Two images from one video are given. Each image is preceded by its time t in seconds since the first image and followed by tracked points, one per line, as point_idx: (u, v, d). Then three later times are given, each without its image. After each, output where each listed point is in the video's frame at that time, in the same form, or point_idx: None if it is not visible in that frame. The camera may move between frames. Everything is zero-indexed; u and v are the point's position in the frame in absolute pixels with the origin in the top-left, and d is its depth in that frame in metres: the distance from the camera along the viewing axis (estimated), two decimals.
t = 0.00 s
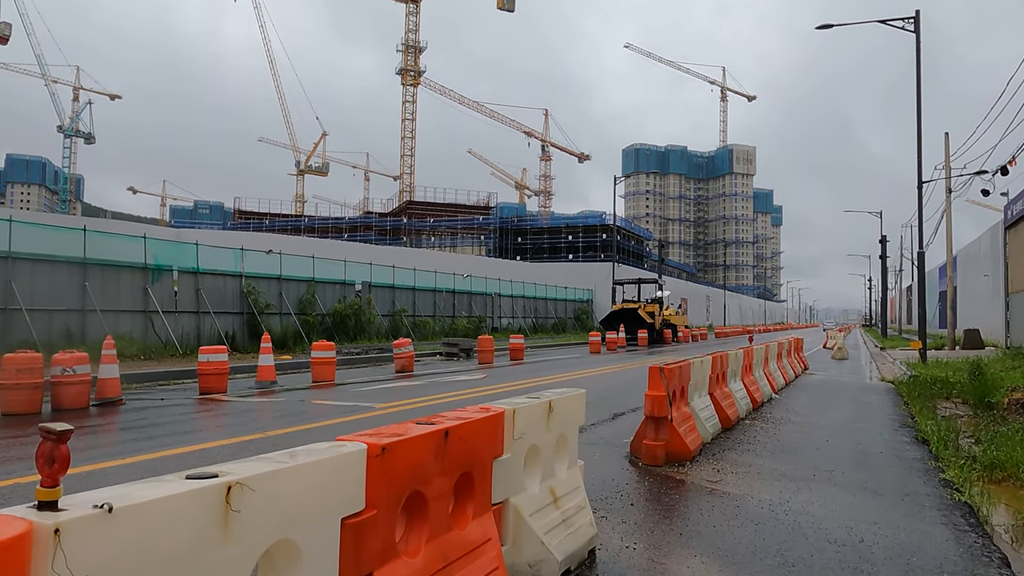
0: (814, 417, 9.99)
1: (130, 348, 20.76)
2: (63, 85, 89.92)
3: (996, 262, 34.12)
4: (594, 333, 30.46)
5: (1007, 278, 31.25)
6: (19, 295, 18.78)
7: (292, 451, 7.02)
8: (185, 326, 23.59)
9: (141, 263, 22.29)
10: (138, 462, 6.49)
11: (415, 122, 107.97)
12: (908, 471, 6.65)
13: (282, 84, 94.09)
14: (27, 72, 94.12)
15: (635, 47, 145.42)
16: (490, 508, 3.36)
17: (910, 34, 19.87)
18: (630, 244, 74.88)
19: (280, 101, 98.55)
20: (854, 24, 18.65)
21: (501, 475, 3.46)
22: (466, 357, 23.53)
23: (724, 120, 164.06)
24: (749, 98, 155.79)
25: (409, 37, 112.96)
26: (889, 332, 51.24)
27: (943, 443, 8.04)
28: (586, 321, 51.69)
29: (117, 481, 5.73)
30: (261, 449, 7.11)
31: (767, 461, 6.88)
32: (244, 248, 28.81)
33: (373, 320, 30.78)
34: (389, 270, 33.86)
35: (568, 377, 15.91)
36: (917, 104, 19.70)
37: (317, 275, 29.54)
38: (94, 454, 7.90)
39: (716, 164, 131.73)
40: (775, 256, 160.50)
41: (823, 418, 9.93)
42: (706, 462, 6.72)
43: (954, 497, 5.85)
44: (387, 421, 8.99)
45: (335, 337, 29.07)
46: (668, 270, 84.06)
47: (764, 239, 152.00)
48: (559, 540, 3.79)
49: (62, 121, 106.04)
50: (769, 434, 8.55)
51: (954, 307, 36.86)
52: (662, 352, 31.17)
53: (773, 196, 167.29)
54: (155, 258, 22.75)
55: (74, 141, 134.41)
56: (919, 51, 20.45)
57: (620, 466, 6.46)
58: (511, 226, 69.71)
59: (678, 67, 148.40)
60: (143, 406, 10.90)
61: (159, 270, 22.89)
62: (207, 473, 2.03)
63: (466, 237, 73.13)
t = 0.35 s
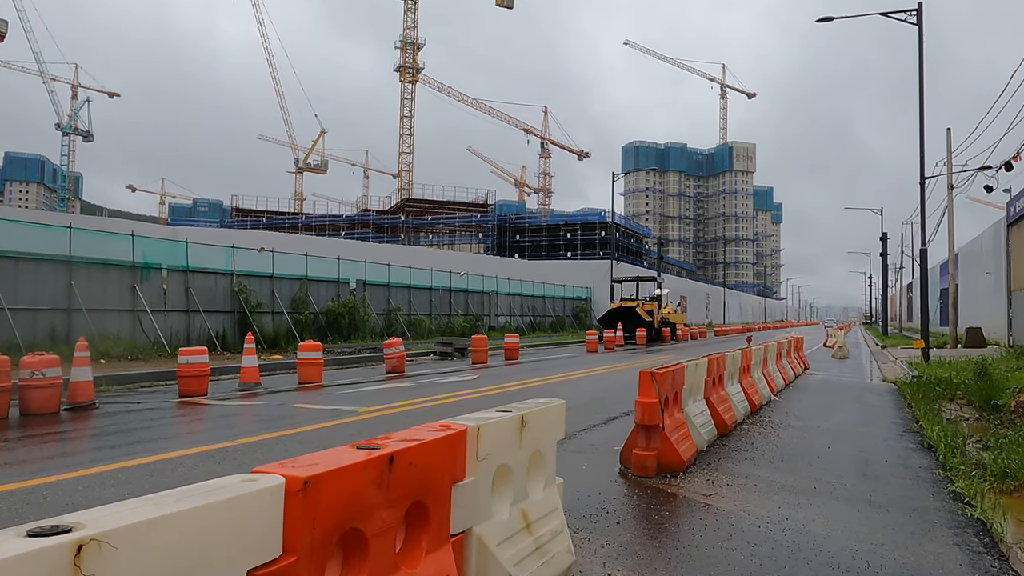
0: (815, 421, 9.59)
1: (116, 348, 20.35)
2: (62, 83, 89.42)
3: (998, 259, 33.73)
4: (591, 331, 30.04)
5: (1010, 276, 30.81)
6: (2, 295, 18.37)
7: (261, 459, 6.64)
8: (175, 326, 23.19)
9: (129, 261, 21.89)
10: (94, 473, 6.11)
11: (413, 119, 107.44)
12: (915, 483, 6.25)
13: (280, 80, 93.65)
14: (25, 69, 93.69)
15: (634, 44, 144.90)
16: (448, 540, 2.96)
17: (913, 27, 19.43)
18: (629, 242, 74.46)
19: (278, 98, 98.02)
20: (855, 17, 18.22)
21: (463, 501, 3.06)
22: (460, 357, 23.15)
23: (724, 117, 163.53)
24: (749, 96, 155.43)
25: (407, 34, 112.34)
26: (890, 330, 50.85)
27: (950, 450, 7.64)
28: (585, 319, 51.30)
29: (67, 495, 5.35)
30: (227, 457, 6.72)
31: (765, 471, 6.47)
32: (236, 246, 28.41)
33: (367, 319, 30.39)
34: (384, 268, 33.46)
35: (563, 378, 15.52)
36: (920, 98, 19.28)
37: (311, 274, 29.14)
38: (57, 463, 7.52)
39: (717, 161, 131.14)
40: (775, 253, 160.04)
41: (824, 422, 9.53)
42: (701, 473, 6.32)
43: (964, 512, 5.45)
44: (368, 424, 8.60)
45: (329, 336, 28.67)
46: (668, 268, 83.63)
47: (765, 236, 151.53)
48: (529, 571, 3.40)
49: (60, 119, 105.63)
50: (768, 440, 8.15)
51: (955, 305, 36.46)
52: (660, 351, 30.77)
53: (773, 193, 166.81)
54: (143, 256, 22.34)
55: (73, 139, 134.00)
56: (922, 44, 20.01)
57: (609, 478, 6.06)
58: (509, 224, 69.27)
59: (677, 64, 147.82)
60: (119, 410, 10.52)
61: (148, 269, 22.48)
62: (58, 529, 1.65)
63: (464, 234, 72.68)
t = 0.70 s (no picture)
0: (807, 416, 9.21)
1: (96, 341, 19.89)
2: (56, 74, 88.77)
3: (994, 252, 33.40)
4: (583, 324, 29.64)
5: (1006, 268, 30.46)
6: None
7: (216, 458, 6.23)
8: (158, 319, 22.73)
9: (111, 252, 21.44)
10: (36, 473, 5.71)
11: (408, 112, 106.81)
12: (913, 484, 5.86)
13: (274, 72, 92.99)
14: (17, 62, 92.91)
15: (630, 37, 144.31)
16: (379, 560, 2.56)
17: (909, 14, 19.03)
18: (624, 235, 74.06)
19: (272, 90, 97.32)
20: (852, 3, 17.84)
21: (398, 514, 2.66)
22: (450, 350, 22.76)
23: (721, 109, 163.04)
24: (745, 89, 154.82)
25: (402, 25, 111.61)
26: (885, 323, 50.60)
27: (950, 447, 7.26)
28: (579, 312, 50.94)
29: None
30: (181, 455, 6.32)
31: (755, 471, 6.08)
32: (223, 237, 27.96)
33: (357, 312, 29.96)
34: (374, 260, 33.04)
35: (551, 372, 15.15)
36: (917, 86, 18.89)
37: (298, 266, 28.70)
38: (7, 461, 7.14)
39: (713, 154, 130.68)
40: (771, 246, 159.89)
41: (818, 418, 9.15)
42: (686, 473, 5.93)
43: (965, 515, 5.06)
44: (339, 419, 8.21)
45: (317, 329, 28.22)
46: (663, 260, 83.29)
47: (760, 230, 151.32)
48: None
49: (53, 111, 104.98)
50: (758, 437, 7.77)
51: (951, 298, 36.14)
52: (654, 344, 30.41)
53: (769, 186, 166.45)
54: (126, 247, 21.89)
55: (66, 132, 133.16)
56: (919, 31, 19.61)
57: (586, 479, 5.68)
58: (503, 216, 68.78)
59: (673, 57, 147.24)
60: (84, 404, 10.12)
61: (130, 260, 22.02)
62: None
63: (458, 227, 72.23)
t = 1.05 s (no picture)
0: (802, 416, 8.84)
1: (77, 338, 19.47)
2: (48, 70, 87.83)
3: (991, 247, 33.09)
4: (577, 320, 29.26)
5: (1003, 263, 30.14)
6: None
7: (171, 463, 5.84)
8: (142, 315, 22.29)
9: (94, 247, 21.00)
10: None
11: (403, 107, 106.29)
12: (913, 490, 5.51)
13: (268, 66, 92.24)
14: (9, 56, 92.20)
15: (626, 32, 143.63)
16: None
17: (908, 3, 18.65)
18: (620, 230, 73.62)
19: (266, 84, 96.58)
20: None
21: (320, 542, 2.29)
22: (440, 346, 22.37)
23: (717, 105, 162.57)
24: (742, 84, 154.36)
25: (397, 20, 110.97)
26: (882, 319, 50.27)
27: (950, 449, 6.92)
28: (574, 307, 50.55)
29: None
30: (135, 460, 5.94)
31: (744, 477, 5.72)
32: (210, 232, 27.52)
33: (347, 308, 29.54)
34: (365, 255, 32.63)
35: (540, 369, 14.78)
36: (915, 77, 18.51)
37: (287, 261, 28.27)
38: None
39: (709, 149, 130.21)
40: (767, 242, 159.55)
41: (812, 417, 8.80)
42: (672, 479, 5.57)
43: (970, 525, 4.69)
44: (311, 420, 7.82)
45: (306, 326, 27.81)
46: (659, 256, 82.90)
47: (757, 226, 151.09)
48: None
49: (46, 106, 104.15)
50: (750, 438, 7.41)
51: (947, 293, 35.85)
52: (648, 340, 30.06)
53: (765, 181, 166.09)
54: (109, 242, 21.46)
55: (59, 127, 132.25)
56: (917, 22, 19.25)
57: (565, 486, 5.31)
58: (498, 212, 68.29)
59: (669, 52, 146.71)
60: (50, 403, 9.72)
61: (113, 255, 21.58)
62: None
63: (453, 223, 71.80)
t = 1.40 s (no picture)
0: (806, 426, 8.40)
1: (68, 342, 19.13)
2: (54, 73, 87.76)
3: (999, 249, 32.60)
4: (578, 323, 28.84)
5: (1012, 265, 29.63)
6: None
7: (128, 480, 5.42)
8: (135, 318, 21.90)
9: (85, 249, 20.66)
10: None
11: (406, 109, 106.08)
12: (927, 511, 5.08)
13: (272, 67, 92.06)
14: (13, 60, 92.32)
15: (630, 34, 143.31)
16: None
17: None
18: (623, 232, 73.20)
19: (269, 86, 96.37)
20: None
21: None
22: (437, 350, 21.98)
23: (721, 106, 162.04)
24: (746, 86, 153.82)
25: (400, 21, 110.79)
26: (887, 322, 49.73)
27: (965, 462, 6.48)
28: (576, 310, 50.11)
29: None
30: (92, 477, 5.55)
31: (743, 495, 5.29)
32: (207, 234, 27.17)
33: (345, 311, 29.16)
34: (364, 257, 32.26)
35: (537, 375, 14.35)
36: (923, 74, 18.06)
37: (284, 263, 27.91)
38: None
39: (714, 151, 129.65)
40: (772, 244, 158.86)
41: (817, 426, 8.36)
42: (665, 498, 5.14)
43: (993, 553, 4.24)
44: (289, 430, 7.41)
45: (303, 329, 27.44)
46: (662, 257, 82.43)
47: (762, 228, 150.47)
48: None
49: (53, 109, 104.07)
50: (751, 450, 6.98)
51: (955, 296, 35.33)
52: (650, 343, 29.61)
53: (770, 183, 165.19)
54: (100, 244, 21.11)
55: (63, 130, 132.35)
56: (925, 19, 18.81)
57: (549, 507, 4.89)
58: (501, 213, 67.87)
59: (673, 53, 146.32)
60: (24, 410, 9.35)
61: (105, 258, 21.24)
62: None
63: (455, 224, 71.46)
